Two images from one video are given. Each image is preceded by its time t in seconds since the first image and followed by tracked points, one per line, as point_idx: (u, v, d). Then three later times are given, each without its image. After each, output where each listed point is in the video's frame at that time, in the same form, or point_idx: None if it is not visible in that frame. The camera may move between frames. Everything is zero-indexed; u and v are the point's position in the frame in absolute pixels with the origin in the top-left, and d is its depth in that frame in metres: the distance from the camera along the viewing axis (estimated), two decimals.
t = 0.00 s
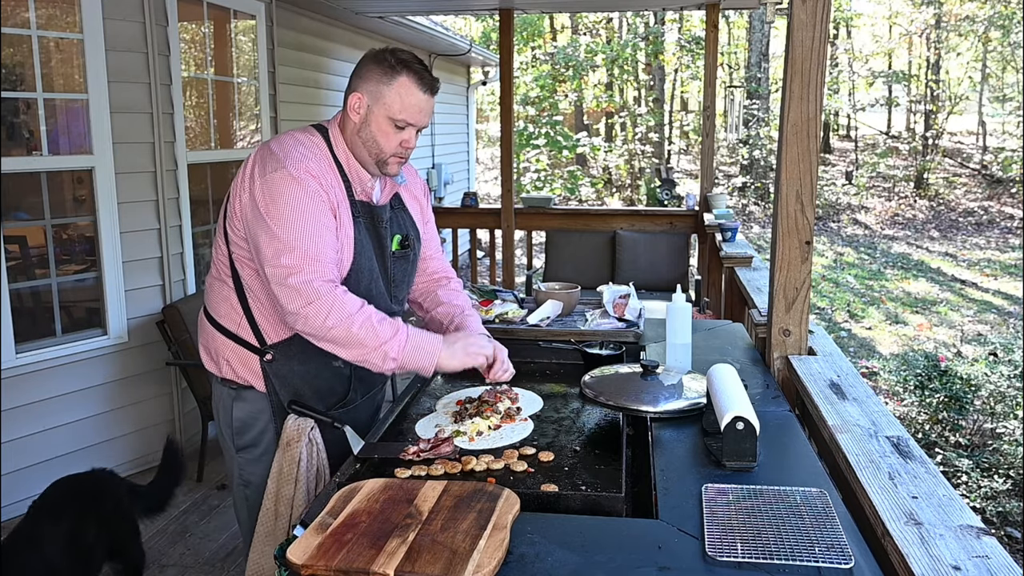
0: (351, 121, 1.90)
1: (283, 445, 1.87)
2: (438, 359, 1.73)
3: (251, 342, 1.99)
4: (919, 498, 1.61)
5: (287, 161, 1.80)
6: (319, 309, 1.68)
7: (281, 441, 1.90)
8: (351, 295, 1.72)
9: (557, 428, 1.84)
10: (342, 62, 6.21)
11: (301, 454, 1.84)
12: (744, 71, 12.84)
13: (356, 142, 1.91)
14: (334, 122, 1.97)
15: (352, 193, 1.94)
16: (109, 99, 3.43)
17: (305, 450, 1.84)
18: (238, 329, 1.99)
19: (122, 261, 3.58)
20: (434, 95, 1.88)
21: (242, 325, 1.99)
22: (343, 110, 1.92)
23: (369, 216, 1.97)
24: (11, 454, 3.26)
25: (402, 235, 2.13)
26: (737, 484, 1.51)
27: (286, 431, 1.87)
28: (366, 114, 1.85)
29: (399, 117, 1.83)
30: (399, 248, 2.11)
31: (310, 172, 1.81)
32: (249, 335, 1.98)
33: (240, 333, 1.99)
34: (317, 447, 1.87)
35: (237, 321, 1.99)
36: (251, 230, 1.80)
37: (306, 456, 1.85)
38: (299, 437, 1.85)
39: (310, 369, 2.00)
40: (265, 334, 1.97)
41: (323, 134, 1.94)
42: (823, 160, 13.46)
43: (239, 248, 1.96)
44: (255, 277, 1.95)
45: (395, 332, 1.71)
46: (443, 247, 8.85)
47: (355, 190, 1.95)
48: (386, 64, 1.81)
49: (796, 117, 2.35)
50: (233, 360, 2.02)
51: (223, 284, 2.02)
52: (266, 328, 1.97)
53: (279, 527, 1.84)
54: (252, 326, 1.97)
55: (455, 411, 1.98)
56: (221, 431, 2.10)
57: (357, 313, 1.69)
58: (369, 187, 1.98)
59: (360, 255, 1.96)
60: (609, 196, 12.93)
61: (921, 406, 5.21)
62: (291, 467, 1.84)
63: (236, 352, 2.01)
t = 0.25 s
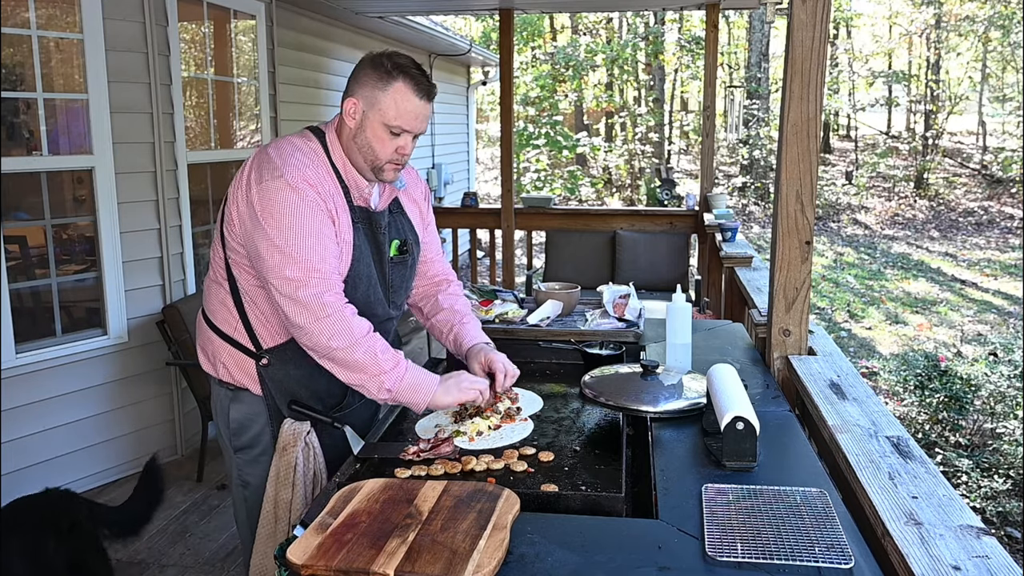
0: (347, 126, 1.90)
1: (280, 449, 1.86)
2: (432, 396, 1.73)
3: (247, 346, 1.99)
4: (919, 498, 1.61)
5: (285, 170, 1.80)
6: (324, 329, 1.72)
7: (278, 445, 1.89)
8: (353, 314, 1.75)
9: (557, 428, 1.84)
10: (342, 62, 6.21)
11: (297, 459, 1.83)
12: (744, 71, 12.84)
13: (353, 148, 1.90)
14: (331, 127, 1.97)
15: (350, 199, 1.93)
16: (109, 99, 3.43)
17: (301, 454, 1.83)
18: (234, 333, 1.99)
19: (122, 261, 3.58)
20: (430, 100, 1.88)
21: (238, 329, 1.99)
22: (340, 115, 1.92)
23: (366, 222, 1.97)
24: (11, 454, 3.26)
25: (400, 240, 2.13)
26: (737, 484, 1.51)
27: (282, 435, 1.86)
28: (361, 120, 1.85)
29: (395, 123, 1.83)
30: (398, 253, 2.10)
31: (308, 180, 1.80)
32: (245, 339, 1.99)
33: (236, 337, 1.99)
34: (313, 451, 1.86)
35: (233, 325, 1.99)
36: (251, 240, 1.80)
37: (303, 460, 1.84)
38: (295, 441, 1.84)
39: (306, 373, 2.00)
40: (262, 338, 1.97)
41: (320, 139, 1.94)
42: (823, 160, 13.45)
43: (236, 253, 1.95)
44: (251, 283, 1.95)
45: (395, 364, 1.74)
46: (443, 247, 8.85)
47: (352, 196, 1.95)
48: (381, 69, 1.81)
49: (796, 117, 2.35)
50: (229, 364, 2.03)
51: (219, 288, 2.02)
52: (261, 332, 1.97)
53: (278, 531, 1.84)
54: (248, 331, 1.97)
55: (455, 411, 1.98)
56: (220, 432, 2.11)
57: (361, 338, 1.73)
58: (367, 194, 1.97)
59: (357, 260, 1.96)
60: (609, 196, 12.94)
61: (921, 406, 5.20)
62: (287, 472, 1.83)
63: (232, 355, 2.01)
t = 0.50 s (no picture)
0: (344, 124, 1.90)
1: (280, 449, 1.84)
2: (387, 390, 1.68)
3: (247, 346, 1.98)
4: (919, 498, 1.61)
5: (275, 168, 1.81)
6: (284, 329, 1.72)
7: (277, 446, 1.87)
8: (316, 319, 1.73)
9: (557, 428, 1.84)
10: (342, 62, 6.21)
11: (297, 459, 1.82)
12: (744, 71, 12.84)
13: (349, 145, 1.90)
14: (329, 125, 1.97)
15: (347, 198, 1.93)
16: (110, 99, 3.43)
17: (301, 454, 1.82)
18: (234, 333, 1.99)
19: (122, 261, 3.58)
20: (426, 97, 1.87)
21: (238, 328, 1.99)
22: (338, 112, 1.92)
23: (365, 220, 1.97)
24: (11, 455, 3.27)
25: (401, 238, 2.11)
26: (737, 484, 1.51)
27: (282, 435, 1.85)
28: (357, 116, 1.85)
29: (390, 120, 1.82)
30: (399, 252, 2.09)
31: (295, 179, 1.81)
32: (244, 339, 1.98)
33: (236, 336, 1.99)
34: (313, 451, 1.85)
35: (233, 324, 1.99)
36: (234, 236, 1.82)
37: (303, 461, 1.83)
38: (295, 442, 1.83)
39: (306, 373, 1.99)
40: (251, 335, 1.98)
41: (318, 138, 1.94)
42: (823, 160, 13.45)
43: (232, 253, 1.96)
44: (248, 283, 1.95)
45: (350, 361, 1.70)
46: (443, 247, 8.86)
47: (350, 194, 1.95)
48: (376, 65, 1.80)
49: (796, 117, 2.35)
50: (229, 363, 2.03)
51: (219, 287, 2.02)
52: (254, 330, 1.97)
53: (277, 533, 1.84)
54: (247, 330, 1.97)
55: (455, 411, 1.98)
56: (220, 433, 2.11)
57: (315, 339, 1.70)
58: (365, 191, 1.97)
59: (355, 259, 1.95)
60: (609, 196, 12.94)
61: (921, 406, 5.20)
62: (288, 472, 1.82)
63: (231, 354, 2.01)
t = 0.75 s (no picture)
0: (339, 122, 1.90)
1: (277, 449, 1.85)
2: (390, 411, 1.63)
3: (243, 346, 1.98)
4: (919, 498, 1.61)
5: (275, 166, 1.80)
6: (297, 329, 1.69)
7: (275, 446, 1.88)
8: (329, 316, 1.72)
9: (557, 428, 1.84)
10: (342, 63, 6.21)
11: (294, 459, 1.83)
12: (744, 71, 12.84)
13: (344, 143, 1.90)
14: (323, 124, 1.97)
15: (342, 196, 1.93)
16: (110, 99, 3.43)
17: (298, 454, 1.82)
18: (229, 331, 2.00)
19: (122, 261, 3.58)
20: (421, 94, 1.87)
21: (234, 327, 1.99)
22: (333, 111, 1.92)
23: (360, 218, 1.97)
24: (11, 455, 3.27)
25: (398, 236, 2.11)
26: (737, 484, 1.51)
27: (279, 435, 1.86)
28: (352, 114, 1.85)
29: (385, 118, 1.83)
30: (395, 250, 2.09)
31: (297, 178, 1.81)
32: (240, 338, 1.99)
33: (232, 335, 1.99)
34: (310, 451, 1.85)
35: (229, 323, 2.00)
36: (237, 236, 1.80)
37: (300, 460, 1.84)
38: (292, 442, 1.83)
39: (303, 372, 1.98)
40: (252, 337, 1.97)
41: (312, 137, 1.94)
42: (822, 160, 13.44)
43: (229, 253, 1.95)
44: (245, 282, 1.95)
45: (361, 370, 1.65)
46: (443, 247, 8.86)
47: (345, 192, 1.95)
48: (371, 62, 1.80)
49: (796, 117, 2.35)
50: (226, 363, 2.03)
51: (215, 287, 2.02)
52: (253, 331, 1.97)
53: (277, 534, 1.83)
54: (243, 329, 1.97)
55: (454, 411, 1.98)
56: (220, 433, 2.11)
57: (330, 341, 1.67)
58: (360, 189, 1.97)
59: (349, 258, 1.96)
60: (609, 196, 12.94)
61: (921, 406, 5.20)
62: (285, 472, 1.83)
63: (228, 354, 2.02)
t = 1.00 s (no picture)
0: (338, 120, 1.90)
1: (279, 448, 1.84)
2: (382, 383, 1.57)
3: (246, 344, 1.98)
4: (919, 498, 1.61)
5: (270, 164, 1.81)
6: (277, 318, 1.65)
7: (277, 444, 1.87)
8: (315, 304, 1.68)
9: (557, 428, 1.84)
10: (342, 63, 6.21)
11: (297, 457, 1.82)
12: (744, 71, 12.85)
13: (344, 141, 1.90)
14: (322, 123, 1.97)
15: (340, 195, 1.94)
16: (110, 99, 3.43)
17: (301, 453, 1.82)
18: (232, 331, 1.99)
19: (122, 261, 3.58)
20: (420, 92, 1.87)
21: (236, 326, 1.99)
22: (332, 109, 1.92)
23: (359, 216, 1.97)
24: (11, 455, 3.26)
25: (396, 234, 2.11)
26: (737, 484, 1.51)
27: (282, 433, 1.84)
28: (352, 112, 1.85)
29: (385, 115, 1.83)
30: (394, 247, 2.09)
31: (290, 174, 1.81)
32: (243, 337, 1.98)
33: (234, 335, 1.99)
34: (313, 449, 1.85)
35: (232, 323, 1.99)
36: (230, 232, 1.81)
37: (302, 459, 1.83)
38: (295, 440, 1.82)
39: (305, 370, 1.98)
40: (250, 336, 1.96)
41: (311, 135, 1.94)
42: (822, 160, 13.44)
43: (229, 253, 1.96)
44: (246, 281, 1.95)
45: (344, 349, 1.59)
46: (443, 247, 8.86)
47: (343, 191, 1.95)
48: (370, 61, 1.80)
49: (796, 117, 2.35)
50: (230, 363, 2.03)
51: (217, 287, 2.02)
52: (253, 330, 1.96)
53: (276, 531, 1.83)
54: (246, 329, 1.96)
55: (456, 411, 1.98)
56: (220, 432, 2.11)
57: (310, 325, 1.63)
58: (357, 187, 1.98)
59: (349, 255, 1.96)
60: (609, 196, 12.94)
61: (921, 406, 5.20)
62: (287, 470, 1.82)
63: (231, 353, 2.01)
